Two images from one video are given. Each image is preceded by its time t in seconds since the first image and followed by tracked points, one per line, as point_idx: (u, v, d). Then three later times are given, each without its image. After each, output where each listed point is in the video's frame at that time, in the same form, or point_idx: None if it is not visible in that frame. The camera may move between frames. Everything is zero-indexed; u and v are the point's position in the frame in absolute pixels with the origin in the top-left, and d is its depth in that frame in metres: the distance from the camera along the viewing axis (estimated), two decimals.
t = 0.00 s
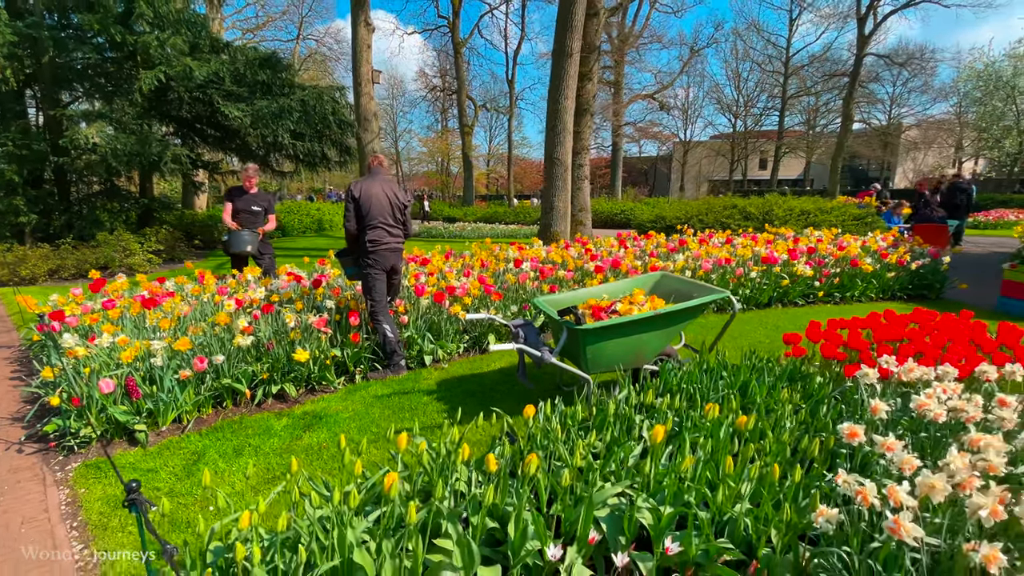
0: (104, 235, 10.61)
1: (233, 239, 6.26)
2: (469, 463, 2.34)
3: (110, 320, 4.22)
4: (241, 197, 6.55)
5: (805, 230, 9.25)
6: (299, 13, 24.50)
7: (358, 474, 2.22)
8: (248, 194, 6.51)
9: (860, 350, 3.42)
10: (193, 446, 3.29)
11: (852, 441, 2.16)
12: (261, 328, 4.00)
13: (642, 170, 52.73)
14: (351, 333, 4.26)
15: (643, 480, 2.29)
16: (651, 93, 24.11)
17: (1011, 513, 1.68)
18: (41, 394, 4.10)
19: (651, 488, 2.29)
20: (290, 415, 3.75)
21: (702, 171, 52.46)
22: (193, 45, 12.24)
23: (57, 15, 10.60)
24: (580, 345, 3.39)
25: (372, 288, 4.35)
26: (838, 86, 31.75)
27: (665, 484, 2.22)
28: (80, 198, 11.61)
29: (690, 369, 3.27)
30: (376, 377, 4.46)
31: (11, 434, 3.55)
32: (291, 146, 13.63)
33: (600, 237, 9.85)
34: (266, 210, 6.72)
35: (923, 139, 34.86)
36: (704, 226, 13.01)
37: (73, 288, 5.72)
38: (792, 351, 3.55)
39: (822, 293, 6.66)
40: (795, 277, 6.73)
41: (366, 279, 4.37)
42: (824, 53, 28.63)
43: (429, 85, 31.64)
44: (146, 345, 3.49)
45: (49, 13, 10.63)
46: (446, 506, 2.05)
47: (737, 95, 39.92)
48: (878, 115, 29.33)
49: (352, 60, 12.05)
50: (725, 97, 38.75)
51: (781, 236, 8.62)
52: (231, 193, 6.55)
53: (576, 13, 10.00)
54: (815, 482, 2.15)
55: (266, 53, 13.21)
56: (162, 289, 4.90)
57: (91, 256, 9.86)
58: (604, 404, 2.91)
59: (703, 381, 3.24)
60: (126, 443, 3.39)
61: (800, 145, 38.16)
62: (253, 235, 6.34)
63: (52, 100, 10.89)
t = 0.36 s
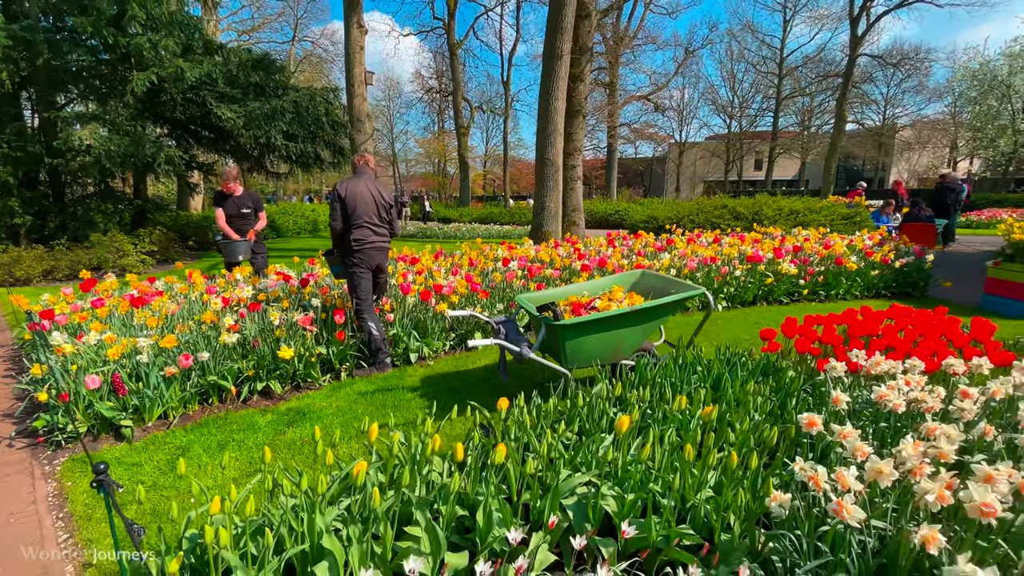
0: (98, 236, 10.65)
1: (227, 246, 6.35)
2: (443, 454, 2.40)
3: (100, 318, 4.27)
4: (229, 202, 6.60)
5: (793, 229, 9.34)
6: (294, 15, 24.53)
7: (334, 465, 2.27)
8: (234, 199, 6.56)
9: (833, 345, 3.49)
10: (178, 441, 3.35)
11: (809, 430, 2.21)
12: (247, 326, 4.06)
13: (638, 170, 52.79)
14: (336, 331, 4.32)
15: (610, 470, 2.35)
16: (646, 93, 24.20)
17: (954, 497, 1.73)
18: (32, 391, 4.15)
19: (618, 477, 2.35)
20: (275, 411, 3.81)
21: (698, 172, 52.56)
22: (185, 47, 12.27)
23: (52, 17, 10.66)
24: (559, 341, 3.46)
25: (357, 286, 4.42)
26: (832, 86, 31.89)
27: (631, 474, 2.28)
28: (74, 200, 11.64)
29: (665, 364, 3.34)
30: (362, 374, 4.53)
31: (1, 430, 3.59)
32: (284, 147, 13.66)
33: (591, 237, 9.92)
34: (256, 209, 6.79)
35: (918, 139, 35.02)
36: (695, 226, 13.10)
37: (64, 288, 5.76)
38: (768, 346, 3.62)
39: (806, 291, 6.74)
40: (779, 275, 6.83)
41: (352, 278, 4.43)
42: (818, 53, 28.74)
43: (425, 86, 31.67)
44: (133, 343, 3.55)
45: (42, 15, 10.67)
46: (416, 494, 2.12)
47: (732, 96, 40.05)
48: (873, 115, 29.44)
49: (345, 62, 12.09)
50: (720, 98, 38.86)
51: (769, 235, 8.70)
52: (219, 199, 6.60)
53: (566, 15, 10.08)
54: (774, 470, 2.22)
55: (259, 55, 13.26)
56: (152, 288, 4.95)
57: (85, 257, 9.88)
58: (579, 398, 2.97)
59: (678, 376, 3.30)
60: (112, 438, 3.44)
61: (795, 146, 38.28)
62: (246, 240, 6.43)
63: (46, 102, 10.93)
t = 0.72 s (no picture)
0: (92, 237, 10.70)
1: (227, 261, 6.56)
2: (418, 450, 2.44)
3: (88, 318, 4.33)
4: (218, 216, 6.70)
5: (784, 229, 9.39)
6: (290, 16, 24.54)
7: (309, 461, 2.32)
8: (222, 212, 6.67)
9: (809, 342, 3.55)
10: (162, 439, 3.39)
11: (774, 423, 2.24)
12: (233, 326, 4.10)
13: (636, 171, 52.82)
14: (323, 331, 4.36)
15: (580, 464, 2.40)
16: (642, 94, 24.23)
17: (904, 488, 1.76)
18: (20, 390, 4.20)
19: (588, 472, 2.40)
20: (260, 409, 3.85)
21: (696, 172, 52.56)
22: (180, 49, 12.33)
23: (47, 20, 10.76)
24: (539, 340, 3.51)
25: (343, 286, 4.46)
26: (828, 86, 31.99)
27: (599, 468, 2.32)
28: (69, 201, 11.68)
29: (643, 362, 3.39)
30: (348, 373, 4.58)
31: None
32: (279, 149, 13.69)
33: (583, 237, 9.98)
34: (247, 216, 6.87)
35: (913, 139, 35.15)
36: (688, 226, 13.16)
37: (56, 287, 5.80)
38: (746, 344, 3.66)
39: (793, 290, 6.81)
40: (766, 274, 6.89)
41: (337, 278, 4.48)
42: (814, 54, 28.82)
43: (422, 86, 31.69)
44: (119, 342, 3.60)
45: (36, 18, 10.74)
46: (388, 487, 2.16)
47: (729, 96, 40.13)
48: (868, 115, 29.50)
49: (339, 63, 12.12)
50: (717, 99, 38.94)
51: (759, 235, 8.76)
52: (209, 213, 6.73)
53: (557, 18, 10.15)
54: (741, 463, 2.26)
55: (254, 57, 13.31)
56: (141, 287, 4.99)
57: (78, 259, 9.93)
58: (556, 395, 3.02)
59: (655, 373, 3.35)
60: (98, 436, 3.49)
61: (792, 146, 38.35)
62: (241, 249, 6.57)
63: (40, 104, 10.98)
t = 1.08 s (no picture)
0: (90, 238, 10.75)
1: (228, 268, 6.68)
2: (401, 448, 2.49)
3: (84, 320, 4.38)
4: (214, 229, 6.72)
5: (777, 230, 9.44)
6: (289, 18, 24.60)
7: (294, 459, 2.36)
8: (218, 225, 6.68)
9: (792, 342, 3.60)
10: (154, 438, 3.44)
11: (749, 421, 2.27)
12: (225, 327, 4.16)
13: (636, 172, 52.83)
14: (314, 331, 4.42)
15: (559, 462, 2.44)
16: (641, 95, 24.27)
17: (868, 485, 1.79)
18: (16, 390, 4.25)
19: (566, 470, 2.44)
20: (252, 409, 3.90)
21: (695, 172, 52.55)
22: (178, 51, 12.40)
23: (47, 23, 10.84)
24: (525, 340, 3.56)
25: (335, 287, 4.52)
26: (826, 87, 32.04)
27: (577, 466, 2.37)
28: (67, 202, 11.72)
29: (627, 362, 3.44)
30: (340, 374, 4.63)
31: None
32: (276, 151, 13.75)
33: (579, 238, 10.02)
34: (243, 226, 6.86)
35: (912, 139, 35.20)
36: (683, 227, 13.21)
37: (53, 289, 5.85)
38: (729, 344, 3.70)
39: (784, 291, 6.87)
40: (757, 275, 6.95)
41: (330, 279, 4.53)
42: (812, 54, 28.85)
43: (422, 87, 31.73)
44: (112, 343, 3.65)
45: (35, 21, 10.81)
46: (370, 485, 2.21)
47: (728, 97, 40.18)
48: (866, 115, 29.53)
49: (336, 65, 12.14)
50: (716, 99, 38.99)
51: (752, 236, 8.82)
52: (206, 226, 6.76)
53: (552, 21, 10.22)
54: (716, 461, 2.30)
55: (251, 59, 13.38)
56: (136, 289, 5.04)
57: (76, 260, 9.98)
58: (539, 394, 3.07)
59: (638, 373, 3.40)
60: (92, 436, 3.55)
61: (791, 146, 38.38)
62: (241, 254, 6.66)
63: (39, 106, 11.04)
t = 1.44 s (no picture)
0: (91, 239, 10.84)
1: (229, 268, 6.73)
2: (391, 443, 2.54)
3: (82, 318, 4.43)
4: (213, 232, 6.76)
5: (775, 229, 9.46)
6: (290, 18, 24.67)
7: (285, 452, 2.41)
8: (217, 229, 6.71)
9: (781, 339, 3.65)
10: (152, 434, 3.50)
11: (731, 415, 2.31)
12: (222, 325, 4.21)
13: (637, 172, 52.76)
14: (310, 330, 4.47)
15: (545, 456, 2.49)
16: (641, 95, 24.28)
17: (840, 475, 1.83)
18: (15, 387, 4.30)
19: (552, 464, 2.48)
20: (248, 405, 3.96)
21: (697, 172, 52.52)
22: (178, 52, 12.48)
23: (48, 24, 10.94)
24: (517, 338, 3.62)
25: (332, 286, 4.57)
26: (827, 86, 32.02)
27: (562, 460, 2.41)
28: (69, 202, 11.80)
29: (617, 359, 3.49)
30: (336, 372, 4.69)
31: None
32: (276, 151, 13.81)
33: (577, 238, 10.05)
34: (242, 228, 6.90)
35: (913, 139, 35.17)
36: (682, 227, 13.25)
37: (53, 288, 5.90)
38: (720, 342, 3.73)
39: (779, 289, 6.92)
40: (753, 274, 6.99)
41: (326, 278, 4.58)
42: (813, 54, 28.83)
43: (423, 88, 31.79)
44: (110, 340, 3.71)
45: (36, 22, 10.92)
46: (359, 477, 2.26)
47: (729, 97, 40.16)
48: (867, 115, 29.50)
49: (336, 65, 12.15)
50: (717, 99, 38.99)
51: (749, 235, 8.84)
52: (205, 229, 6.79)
53: (549, 22, 10.26)
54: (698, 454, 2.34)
55: (251, 60, 13.46)
56: (134, 287, 5.09)
57: (77, 260, 10.06)
58: (529, 390, 3.12)
59: (627, 370, 3.44)
60: (89, 432, 3.61)
61: (792, 146, 38.35)
62: (242, 254, 6.71)
63: (41, 107, 11.12)
